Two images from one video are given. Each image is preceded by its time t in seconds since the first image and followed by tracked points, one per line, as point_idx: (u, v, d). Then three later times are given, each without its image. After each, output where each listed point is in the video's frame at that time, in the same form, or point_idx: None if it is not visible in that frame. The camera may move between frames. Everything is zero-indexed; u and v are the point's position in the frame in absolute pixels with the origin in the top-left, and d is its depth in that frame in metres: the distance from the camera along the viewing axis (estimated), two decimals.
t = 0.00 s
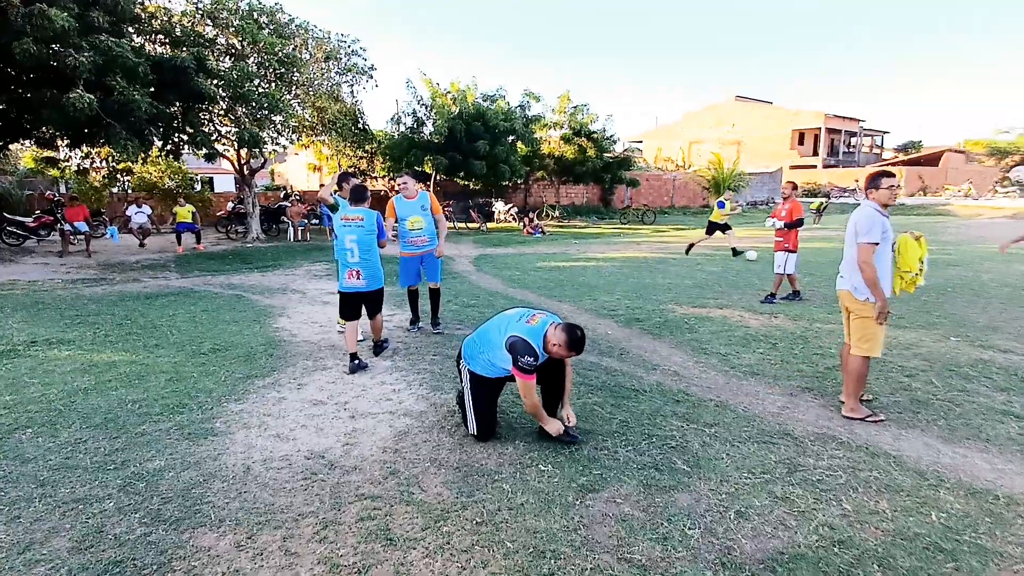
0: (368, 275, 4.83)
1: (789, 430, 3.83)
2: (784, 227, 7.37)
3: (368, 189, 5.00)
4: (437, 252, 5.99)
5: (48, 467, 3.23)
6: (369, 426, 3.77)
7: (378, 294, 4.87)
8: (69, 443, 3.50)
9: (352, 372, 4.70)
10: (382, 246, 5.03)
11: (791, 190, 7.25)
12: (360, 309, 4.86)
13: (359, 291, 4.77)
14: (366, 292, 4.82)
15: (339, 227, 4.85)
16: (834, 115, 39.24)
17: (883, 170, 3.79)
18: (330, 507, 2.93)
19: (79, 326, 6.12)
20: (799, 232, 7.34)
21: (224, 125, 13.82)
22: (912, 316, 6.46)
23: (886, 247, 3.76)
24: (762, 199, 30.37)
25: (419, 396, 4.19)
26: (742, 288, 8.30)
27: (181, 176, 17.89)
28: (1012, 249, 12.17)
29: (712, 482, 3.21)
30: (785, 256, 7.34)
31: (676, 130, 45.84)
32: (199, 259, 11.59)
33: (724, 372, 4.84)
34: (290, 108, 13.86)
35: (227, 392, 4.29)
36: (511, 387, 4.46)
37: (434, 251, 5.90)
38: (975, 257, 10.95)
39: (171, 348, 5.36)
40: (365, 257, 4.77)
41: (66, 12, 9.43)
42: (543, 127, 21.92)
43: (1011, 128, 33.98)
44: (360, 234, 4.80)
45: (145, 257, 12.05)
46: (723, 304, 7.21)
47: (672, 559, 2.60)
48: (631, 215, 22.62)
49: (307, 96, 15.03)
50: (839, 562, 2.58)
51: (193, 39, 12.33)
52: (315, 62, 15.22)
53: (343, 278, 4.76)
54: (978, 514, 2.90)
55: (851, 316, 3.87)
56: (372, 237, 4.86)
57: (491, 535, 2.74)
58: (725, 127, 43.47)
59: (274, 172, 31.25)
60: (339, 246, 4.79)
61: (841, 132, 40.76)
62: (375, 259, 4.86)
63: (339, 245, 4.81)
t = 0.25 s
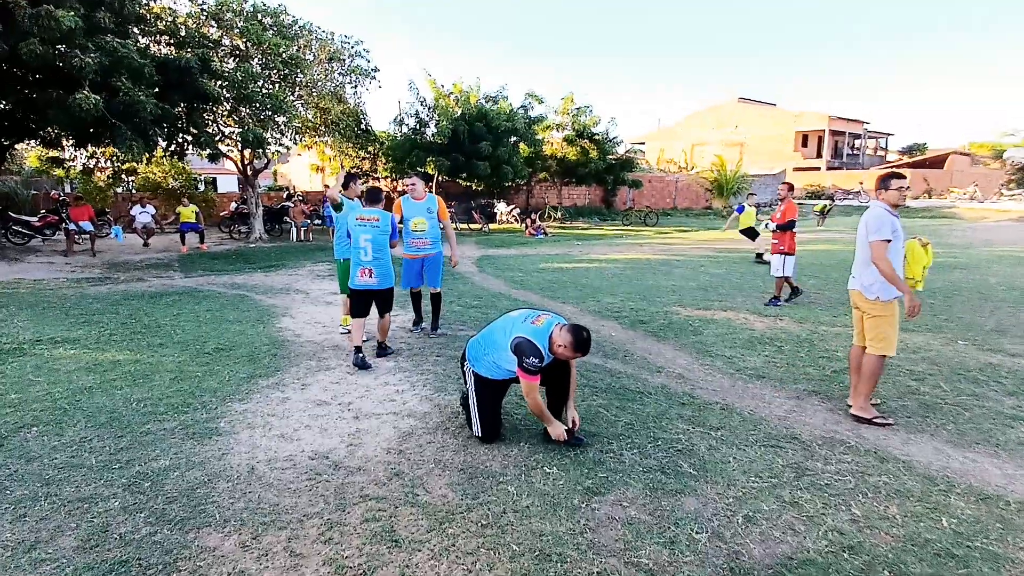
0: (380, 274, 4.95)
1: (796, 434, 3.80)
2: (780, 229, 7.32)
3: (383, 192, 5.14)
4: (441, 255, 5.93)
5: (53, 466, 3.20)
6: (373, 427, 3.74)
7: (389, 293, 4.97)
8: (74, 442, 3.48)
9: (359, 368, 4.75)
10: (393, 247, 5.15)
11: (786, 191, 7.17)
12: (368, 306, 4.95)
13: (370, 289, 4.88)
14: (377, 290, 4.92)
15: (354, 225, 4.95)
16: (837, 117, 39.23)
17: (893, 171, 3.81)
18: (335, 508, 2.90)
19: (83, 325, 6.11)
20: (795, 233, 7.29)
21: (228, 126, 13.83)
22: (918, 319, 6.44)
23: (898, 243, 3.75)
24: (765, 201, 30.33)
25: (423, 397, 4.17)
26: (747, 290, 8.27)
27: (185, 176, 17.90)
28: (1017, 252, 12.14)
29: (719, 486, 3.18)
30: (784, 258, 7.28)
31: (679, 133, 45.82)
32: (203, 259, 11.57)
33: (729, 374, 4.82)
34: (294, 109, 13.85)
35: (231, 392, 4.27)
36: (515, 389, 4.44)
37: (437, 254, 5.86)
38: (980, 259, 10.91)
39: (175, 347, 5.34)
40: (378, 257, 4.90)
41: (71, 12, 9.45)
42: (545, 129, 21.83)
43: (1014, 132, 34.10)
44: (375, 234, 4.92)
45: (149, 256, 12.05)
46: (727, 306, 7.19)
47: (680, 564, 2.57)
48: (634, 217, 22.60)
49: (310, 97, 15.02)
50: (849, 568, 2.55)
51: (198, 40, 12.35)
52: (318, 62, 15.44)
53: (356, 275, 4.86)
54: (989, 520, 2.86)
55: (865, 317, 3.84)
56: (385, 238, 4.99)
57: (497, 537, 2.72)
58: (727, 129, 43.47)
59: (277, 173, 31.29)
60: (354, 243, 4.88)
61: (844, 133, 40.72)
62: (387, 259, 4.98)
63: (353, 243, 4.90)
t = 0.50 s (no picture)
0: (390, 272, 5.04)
1: (801, 437, 3.77)
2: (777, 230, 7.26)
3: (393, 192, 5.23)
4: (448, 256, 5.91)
5: (56, 466, 3.20)
6: (377, 428, 3.73)
7: (398, 291, 5.06)
8: (77, 442, 3.47)
9: (365, 365, 4.78)
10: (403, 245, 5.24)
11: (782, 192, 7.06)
12: (376, 303, 5.02)
13: (380, 285, 4.97)
14: (387, 288, 5.01)
15: (366, 222, 5.02)
16: (841, 118, 39.23)
17: (900, 173, 3.79)
18: (338, 509, 2.89)
19: (87, 325, 6.10)
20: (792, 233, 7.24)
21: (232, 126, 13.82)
22: (923, 321, 6.41)
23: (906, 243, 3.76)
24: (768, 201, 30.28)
25: (426, 398, 4.15)
26: (751, 291, 8.24)
27: (190, 176, 17.92)
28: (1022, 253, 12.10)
29: (725, 488, 3.16)
30: (781, 260, 7.24)
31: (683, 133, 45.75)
32: (208, 259, 11.58)
33: (733, 376, 4.79)
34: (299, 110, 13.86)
35: (235, 392, 4.26)
36: (518, 390, 4.42)
37: (444, 256, 5.83)
38: (985, 260, 10.88)
39: (178, 347, 5.34)
40: (390, 255, 5.00)
41: (77, 14, 9.47)
42: (547, 129, 21.85)
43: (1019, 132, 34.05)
44: (387, 232, 5.01)
45: (154, 256, 12.06)
46: (731, 307, 7.16)
47: (684, 568, 2.55)
48: (637, 218, 22.59)
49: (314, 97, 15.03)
50: (855, 573, 2.53)
51: (202, 41, 12.38)
52: (323, 63, 15.36)
53: (367, 272, 4.93)
54: (996, 524, 2.84)
55: (879, 318, 3.81)
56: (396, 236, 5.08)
57: (501, 540, 2.70)
58: (730, 129, 43.38)
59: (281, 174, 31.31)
60: (366, 240, 4.94)
61: (848, 134, 40.64)
62: (397, 258, 5.08)
63: (365, 240, 4.97)
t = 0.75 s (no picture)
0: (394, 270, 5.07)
1: (803, 442, 3.75)
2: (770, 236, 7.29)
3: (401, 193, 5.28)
4: (451, 259, 5.89)
5: (51, 465, 3.16)
6: (375, 429, 3.71)
7: (401, 291, 5.08)
8: (73, 441, 3.44)
9: (366, 364, 4.77)
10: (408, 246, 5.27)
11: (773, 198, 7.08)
12: (379, 301, 5.05)
13: (384, 284, 5.00)
14: (390, 286, 5.04)
15: (372, 221, 5.07)
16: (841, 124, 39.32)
17: (908, 181, 3.81)
18: (336, 511, 2.86)
19: (85, 323, 6.07)
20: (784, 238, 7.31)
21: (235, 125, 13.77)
22: (924, 328, 6.40)
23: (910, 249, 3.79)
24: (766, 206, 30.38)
25: (426, 400, 4.13)
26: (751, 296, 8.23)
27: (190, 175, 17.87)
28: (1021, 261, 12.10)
29: (725, 493, 3.14)
30: (774, 266, 7.27)
31: (683, 137, 45.82)
32: (207, 258, 11.54)
33: (734, 381, 4.78)
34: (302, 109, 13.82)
35: (233, 392, 4.23)
36: (518, 393, 4.40)
37: (447, 258, 5.81)
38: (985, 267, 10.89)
39: (176, 346, 5.30)
40: (394, 254, 5.03)
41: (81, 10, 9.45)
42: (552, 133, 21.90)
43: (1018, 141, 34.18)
44: (393, 231, 5.04)
45: (153, 254, 12.01)
46: (733, 312, 7.15)
47: (684, 573, 2.52)
48: (637, 222, 22.61)
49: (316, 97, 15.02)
50: None
51: (206, 39, 12.37)
52: (326, 64, 15.26)
53: (371, 269, 4.97)
54: (997, 531, 2.82)
55: (885, 324, 3.82)
56: (402, 236, 5.11)
57: (500, 543, 2.67)
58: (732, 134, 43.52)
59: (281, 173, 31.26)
60: (372, 238, 4.99)
61: (848, 141, 40.74)
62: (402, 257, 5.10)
63: (371, 238, 5.02)
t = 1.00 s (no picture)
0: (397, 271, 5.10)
1: (809, 441, 3.75)
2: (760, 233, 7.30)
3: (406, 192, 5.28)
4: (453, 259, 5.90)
5: (60, 468, 3.19)
6: (380, 431, 3.73)
7: (403, 292, 5.11)
8: (82, 444, 3.47)
9: (366, 357, 4.99)
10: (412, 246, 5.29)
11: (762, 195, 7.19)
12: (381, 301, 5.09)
13: (386, 284, 5.04)
14: (392, 287, 5.07)
15: (377, 221, 5.10)
16: (844, 120, 39.15)
17: (928, 177, 3.79)
18: (342, 512, 2.88)
19: (91, 327, 6.11)
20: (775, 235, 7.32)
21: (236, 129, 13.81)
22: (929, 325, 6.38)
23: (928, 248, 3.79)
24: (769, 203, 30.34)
25: (430, 401, 4.14)
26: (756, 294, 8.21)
27: (194, 179, 17.94)
28: None
29: (730, 493, 3.14)
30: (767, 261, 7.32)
31: (685, 135, 45.76)
32: (211, 261, 11.58)
33: (738, 380, 4.78)
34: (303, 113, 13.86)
35: (238, 395, 4.25)
36: (522, 393, 4.41)
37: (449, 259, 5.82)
38: (990, 262, 10.85)
39: (182, 349, 5.34)
40: (398, 254, 5.06)
41: (82, 17, 9.51)
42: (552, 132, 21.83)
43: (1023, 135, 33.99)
44: (397, 231, 5.07)
45: (158, 258, 12.06)
46: (736, 310, 7.14)
47: (690, 573, 2.53)
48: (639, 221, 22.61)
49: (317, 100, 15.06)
50: None
51: (207, 44, 12.43)
52: (326, 66, 15.37)
53: (374, 269, 5.02)
54: (1005, 529, 2.81)
55: (899, 322, 3.85)
56: (406, 236, 5.14)
57: (506, 544, 2.69)
58: (734, 131, 43.42)
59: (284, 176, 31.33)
60: (376, 238, 5.02)
61: (851, 136, 40.60)
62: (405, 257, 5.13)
63: (375, 238, 5.05)
